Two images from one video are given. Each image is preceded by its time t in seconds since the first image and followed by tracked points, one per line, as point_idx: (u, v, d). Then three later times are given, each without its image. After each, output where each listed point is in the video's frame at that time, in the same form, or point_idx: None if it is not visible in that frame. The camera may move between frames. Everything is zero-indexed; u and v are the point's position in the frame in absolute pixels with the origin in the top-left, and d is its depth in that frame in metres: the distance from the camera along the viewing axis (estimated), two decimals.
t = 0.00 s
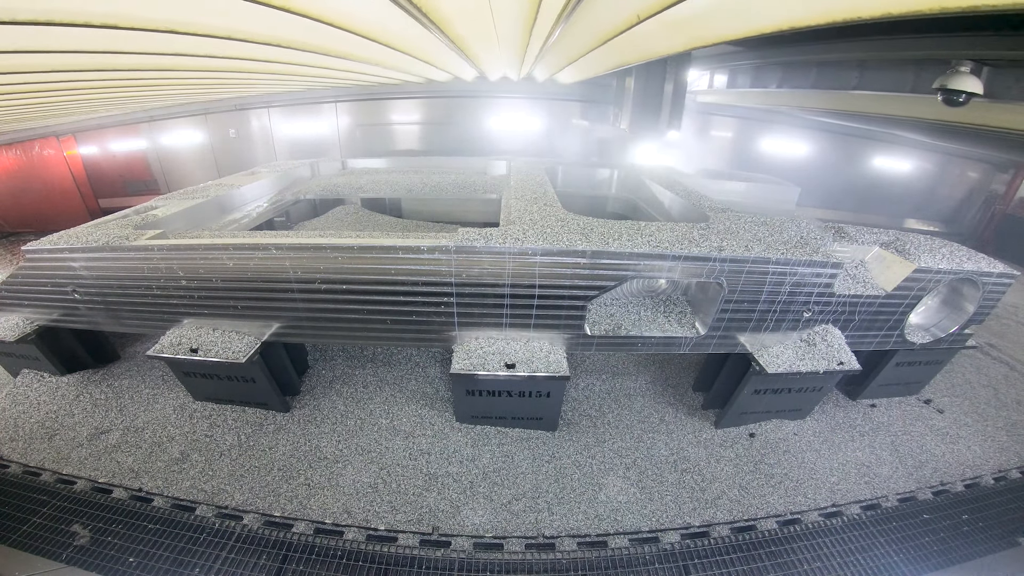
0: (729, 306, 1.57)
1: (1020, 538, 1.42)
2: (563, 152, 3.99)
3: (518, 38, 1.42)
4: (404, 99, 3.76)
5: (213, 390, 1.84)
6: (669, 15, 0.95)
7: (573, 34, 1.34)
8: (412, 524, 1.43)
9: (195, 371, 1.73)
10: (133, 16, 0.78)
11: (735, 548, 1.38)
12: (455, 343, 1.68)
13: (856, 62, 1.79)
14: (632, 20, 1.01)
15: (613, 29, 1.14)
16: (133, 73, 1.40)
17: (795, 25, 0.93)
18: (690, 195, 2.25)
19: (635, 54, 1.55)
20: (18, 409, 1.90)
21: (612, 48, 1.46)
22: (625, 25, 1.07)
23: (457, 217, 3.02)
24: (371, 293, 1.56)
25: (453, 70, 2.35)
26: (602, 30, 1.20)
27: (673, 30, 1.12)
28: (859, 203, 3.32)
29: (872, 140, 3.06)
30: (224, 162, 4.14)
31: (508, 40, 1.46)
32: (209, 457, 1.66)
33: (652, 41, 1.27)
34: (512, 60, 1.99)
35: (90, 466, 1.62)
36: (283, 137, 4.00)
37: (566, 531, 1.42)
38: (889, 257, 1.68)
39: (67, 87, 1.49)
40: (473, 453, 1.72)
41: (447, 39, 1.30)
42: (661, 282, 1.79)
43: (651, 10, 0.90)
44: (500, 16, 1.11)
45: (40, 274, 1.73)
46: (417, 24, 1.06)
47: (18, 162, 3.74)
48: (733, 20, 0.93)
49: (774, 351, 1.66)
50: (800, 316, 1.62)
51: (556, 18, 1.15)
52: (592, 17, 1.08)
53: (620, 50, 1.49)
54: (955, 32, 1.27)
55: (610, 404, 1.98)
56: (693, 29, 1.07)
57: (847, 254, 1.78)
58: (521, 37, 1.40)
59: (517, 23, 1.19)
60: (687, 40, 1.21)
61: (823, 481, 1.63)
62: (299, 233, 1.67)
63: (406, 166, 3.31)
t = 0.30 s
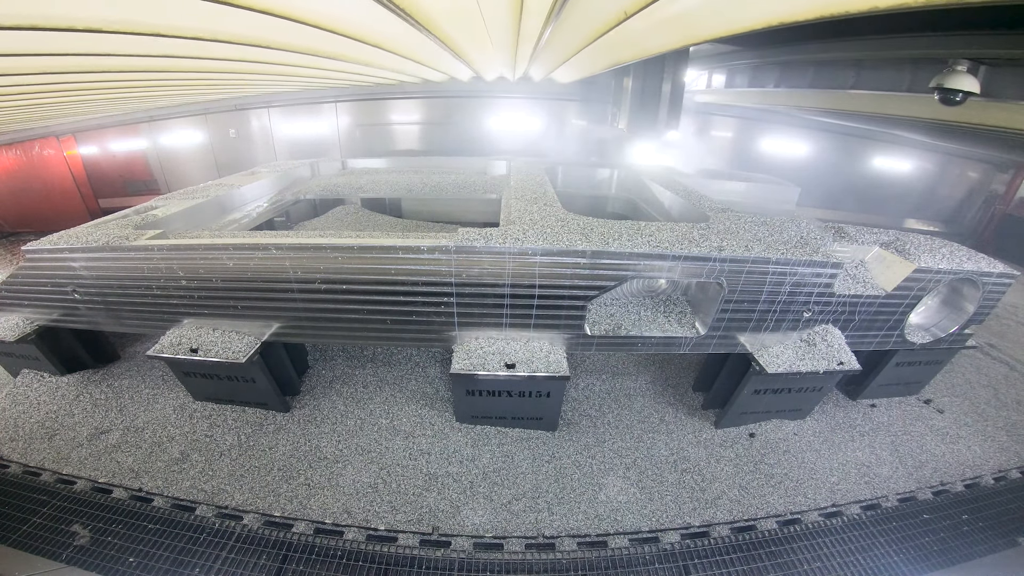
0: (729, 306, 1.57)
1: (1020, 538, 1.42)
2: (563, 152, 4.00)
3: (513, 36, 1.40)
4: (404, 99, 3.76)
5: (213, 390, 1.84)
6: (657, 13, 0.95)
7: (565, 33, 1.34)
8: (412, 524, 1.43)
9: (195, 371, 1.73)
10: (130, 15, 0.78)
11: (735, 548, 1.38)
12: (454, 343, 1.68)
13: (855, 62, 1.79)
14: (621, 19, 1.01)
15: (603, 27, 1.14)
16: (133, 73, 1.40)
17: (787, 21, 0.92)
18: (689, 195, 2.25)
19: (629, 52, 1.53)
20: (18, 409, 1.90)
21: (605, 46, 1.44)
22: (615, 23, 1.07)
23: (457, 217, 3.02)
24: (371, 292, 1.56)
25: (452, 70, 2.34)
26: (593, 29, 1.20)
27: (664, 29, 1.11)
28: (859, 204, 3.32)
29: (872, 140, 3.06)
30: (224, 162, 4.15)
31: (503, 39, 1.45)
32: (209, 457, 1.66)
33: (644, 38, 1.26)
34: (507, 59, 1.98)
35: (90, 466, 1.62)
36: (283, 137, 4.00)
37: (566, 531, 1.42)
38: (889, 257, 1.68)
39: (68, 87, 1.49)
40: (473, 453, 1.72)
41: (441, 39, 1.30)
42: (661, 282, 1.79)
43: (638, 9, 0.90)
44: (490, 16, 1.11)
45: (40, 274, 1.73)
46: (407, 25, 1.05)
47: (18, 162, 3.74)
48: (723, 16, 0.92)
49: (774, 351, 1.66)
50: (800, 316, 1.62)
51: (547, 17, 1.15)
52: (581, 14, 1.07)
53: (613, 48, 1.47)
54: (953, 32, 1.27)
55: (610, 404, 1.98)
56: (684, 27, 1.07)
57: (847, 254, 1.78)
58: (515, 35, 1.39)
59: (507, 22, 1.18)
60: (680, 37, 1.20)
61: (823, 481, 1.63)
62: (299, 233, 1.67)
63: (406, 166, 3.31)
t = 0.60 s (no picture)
0: (729, 306, 1.57)
1: (1020, 538, 1.42)
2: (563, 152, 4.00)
3: (514, 36, 1.40)
4: (404, 99, 3.76)
5: (213, 390, 1.84)
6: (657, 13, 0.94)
7: (564, 32, 1.33)
8: (412, 524, 1.43)
9: (195, 371, 1.73)
10: (131, 18, 0.78)
11: (735, 548, 1.38)
12: (454, 343, 1.68)
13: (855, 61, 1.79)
14: (620, 19, 1.00)
15: (603, 26, 1.13)
16: (133, 74, 1.40)
17: (787, 21, 0.91)
18: (689, 195, 2.25)
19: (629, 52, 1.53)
20: (18, 409, 1.90)
21: (605, 45, 1.44)
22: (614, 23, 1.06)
23: (457, 217, 3.02)
24: (370, 292, 1.55)
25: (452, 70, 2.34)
26: (593, 29, 1.19)
27: (664, 29, 1.11)
28: (860, 203, 3.32)
29: (871, 140, 3.07)
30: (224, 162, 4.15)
31: (503, 39, 1.45)
32: (209, 457, 1.66)
33: (643, 38, 1.26)
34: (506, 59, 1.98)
35: (90, 466, 1.62)
36: (283, 137, 4.00)
37: (566, 531, 1.42)
38: (889, 257, 1.68)
39: (68, 87, 1.49)
40: (473, 453, 1.72)
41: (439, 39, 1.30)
42: (661, 282, 1.79)
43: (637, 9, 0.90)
44: (489, 16, 1.11)
45: (40, 274, 1.73)
46: (404, 27, 1.06)
47: (18, 162, 3.74)
48: (721, 17, 0.92)
49: (774, 351, 1.66)
50: (800, 316, 1.62)
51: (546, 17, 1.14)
52: (579, 14, 1.07)
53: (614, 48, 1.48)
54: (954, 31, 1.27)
55: (610, 404, 1.98)
56: (683, 27, 1.07)
57: (847, 254, 1.78)
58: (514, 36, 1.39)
59: (506, 22, 1.18)
60: (679, 37, 1.20)
61: (823, 481, 1.63)
62: (299, 233, 1.67)
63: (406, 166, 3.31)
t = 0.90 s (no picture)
0: (729, 306, 1.57)
1: (1020, 538, 1.42)
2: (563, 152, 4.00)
3: (514, 36, 1.41)
4: (404, 99, 3.76)
5: (213, 390, 1.84)
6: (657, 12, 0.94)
7: (565, 32, 1.33)
8: (412, 524, 1.43)
9: (195, 371, 1.73)
10: (131, 18, 0.78)
11: (735, 548, 1.38)
12: (454, 343, 1.68)
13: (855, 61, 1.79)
14: (620, 18, 1.00)
15: (602, 26, 1.13)
16: (134, 74, 1.40)
17: (786, 21, 0.92)
18: (689, 195, 2.25)
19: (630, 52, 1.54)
20: (18, 409, 1.90)
21: (606, 45, 1.44)
22: (614, 23, 1.06)
23: (457, 217, 3.03)
24: (370, 292, 1.56)
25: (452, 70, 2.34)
26: (594, 29, 1.19)
27: (664, 28, 1.11)
28: (860, 205, 3.29)
29: (871, 140, 3.04)
30: (224, 162, 4.15)
31: (503, 40, 1.45)
32: (209, 457, 1.66)
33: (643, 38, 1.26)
34: (507, 59, 1.99)
35: (90, 466, 1.62)
36: (283, 137, 4.00)
37: (566, 531, 1.42)
38: (889, 257, 1.68)
39: (69, 87, 1.49)
40: (473, 452, 1.72)
41: (440, 39, 1.30)
42: (661, 282, 1.79)
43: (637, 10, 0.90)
44: (489, 16, 1.11)
45: (40, 274, 1.73)
46: (405, 27, 1.06)
47: (18, 162, 3.74)
48: (722, 17, 0.92)
49: (774, 351, 1.66)
50: (800, 316, 1.62)
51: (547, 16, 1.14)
52: (580, 14, 1.07)
53: (614, 48, 1.48)
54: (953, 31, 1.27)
55: (610, 404, 1.98)
56: (683, 26, 1.07)
57: (847, 254, 1.78)
58: (515, 35, 1.39)
59: (507, 22, 1.19)
60: (679, 37, 1.20)
61: (823, 481, 1.63)
62: (299, 233, 1.67)
63: (406, 166, 3.31)
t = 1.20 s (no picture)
0: (729, 306, 1.57)
1: (1020, 539, 1.42)
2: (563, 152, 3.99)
3: (514, 36, 1.41)
4: (404, 99, 3.76)
5: (213, 390, 1.84)
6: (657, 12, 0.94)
7: (565, 32, 1.33)
8: (412, 524, 1.43)
9: (195, 371, 1.73)
10: (132, 18, 0.78)
11: (735, 548, 1.38)
12: (454, 343, 1.68)
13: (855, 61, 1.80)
14: (620, 18, 1.00)
15: (602, 26, 1.13)
16: (134, 74, 1.40)
17: (786, 21, 0.92)
18: (690, 195, 2.25)
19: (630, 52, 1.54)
20: (18, 409, 1.90)
21: (606, 45, 1.44)
22: (614, 23, 1.06)
23: (457, 217, 3.03)
24: (370, 292, 1.55)
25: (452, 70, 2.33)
26: (594, 29, 1.20)
27: (664, 28, 1.11)
28: (861, 206, 3.30)
29: (871, 140, 3.05)
30: (224, 162, 4.15)
31: (503, 40, 1.45)
32: (209, 457, 1.66)
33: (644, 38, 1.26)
34: (507, 59, 1.99)
35: (90, 466, 1.62)
36: (283, 137, 4.00)
37: (566, 531, 1.42)
38: (889, 257, 1.68)
39: (69, 86, 1.49)
40: (473, 453, 1.72)
41: (441, 39, 1.30)
42: (661, 282, 1.79)
43: (638, 10, 0.90)
44: (489, 16, 1.11)
45: (40, 274, 1.73)
46: (406, 27, 1.06)
47: (17, 162, 3.71)
48: (722, 17, 0.93)
49: (774, 351, 1.66)
50: (801, 316, 1.62)
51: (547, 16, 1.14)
52: (580, 14, 1.07)
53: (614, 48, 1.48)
54: (953, 31, 1.28)
55: (610, 404, 1.98)
56: (683, 26, 1.07)
57: (847, 254, 1.78)
58: (515, 35, 1.39)
59: (507, 22, 1.19)
60: (679, 37, 1.20)
61: (823, 481, 1.63)
62: (299, 233, 1.67)
63: (406, 166, 3.31)
